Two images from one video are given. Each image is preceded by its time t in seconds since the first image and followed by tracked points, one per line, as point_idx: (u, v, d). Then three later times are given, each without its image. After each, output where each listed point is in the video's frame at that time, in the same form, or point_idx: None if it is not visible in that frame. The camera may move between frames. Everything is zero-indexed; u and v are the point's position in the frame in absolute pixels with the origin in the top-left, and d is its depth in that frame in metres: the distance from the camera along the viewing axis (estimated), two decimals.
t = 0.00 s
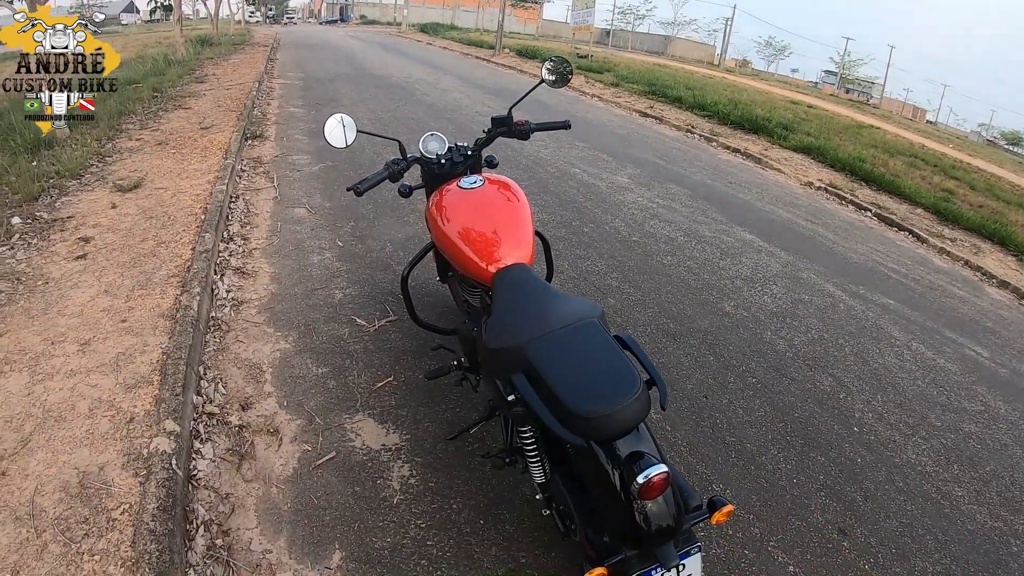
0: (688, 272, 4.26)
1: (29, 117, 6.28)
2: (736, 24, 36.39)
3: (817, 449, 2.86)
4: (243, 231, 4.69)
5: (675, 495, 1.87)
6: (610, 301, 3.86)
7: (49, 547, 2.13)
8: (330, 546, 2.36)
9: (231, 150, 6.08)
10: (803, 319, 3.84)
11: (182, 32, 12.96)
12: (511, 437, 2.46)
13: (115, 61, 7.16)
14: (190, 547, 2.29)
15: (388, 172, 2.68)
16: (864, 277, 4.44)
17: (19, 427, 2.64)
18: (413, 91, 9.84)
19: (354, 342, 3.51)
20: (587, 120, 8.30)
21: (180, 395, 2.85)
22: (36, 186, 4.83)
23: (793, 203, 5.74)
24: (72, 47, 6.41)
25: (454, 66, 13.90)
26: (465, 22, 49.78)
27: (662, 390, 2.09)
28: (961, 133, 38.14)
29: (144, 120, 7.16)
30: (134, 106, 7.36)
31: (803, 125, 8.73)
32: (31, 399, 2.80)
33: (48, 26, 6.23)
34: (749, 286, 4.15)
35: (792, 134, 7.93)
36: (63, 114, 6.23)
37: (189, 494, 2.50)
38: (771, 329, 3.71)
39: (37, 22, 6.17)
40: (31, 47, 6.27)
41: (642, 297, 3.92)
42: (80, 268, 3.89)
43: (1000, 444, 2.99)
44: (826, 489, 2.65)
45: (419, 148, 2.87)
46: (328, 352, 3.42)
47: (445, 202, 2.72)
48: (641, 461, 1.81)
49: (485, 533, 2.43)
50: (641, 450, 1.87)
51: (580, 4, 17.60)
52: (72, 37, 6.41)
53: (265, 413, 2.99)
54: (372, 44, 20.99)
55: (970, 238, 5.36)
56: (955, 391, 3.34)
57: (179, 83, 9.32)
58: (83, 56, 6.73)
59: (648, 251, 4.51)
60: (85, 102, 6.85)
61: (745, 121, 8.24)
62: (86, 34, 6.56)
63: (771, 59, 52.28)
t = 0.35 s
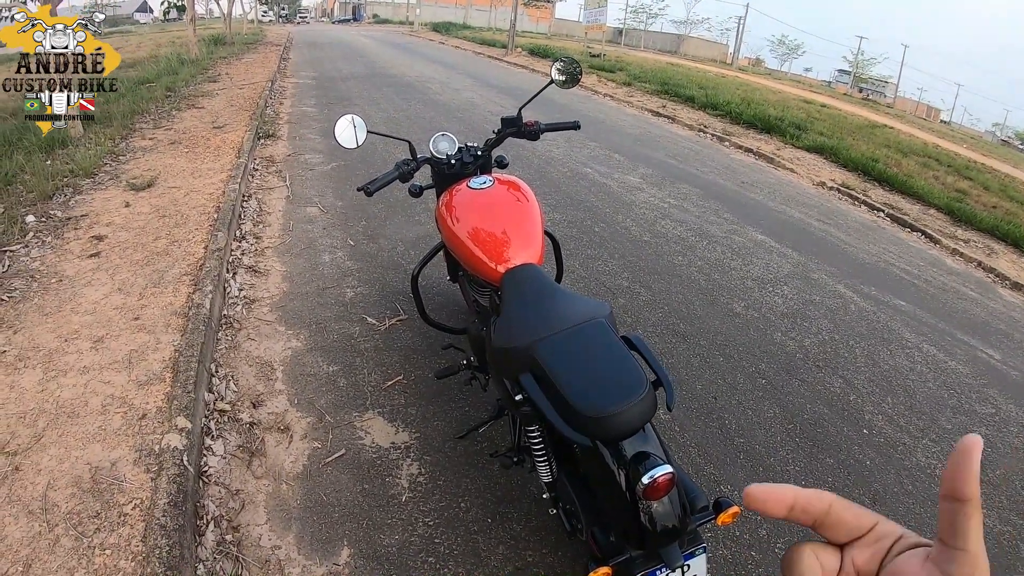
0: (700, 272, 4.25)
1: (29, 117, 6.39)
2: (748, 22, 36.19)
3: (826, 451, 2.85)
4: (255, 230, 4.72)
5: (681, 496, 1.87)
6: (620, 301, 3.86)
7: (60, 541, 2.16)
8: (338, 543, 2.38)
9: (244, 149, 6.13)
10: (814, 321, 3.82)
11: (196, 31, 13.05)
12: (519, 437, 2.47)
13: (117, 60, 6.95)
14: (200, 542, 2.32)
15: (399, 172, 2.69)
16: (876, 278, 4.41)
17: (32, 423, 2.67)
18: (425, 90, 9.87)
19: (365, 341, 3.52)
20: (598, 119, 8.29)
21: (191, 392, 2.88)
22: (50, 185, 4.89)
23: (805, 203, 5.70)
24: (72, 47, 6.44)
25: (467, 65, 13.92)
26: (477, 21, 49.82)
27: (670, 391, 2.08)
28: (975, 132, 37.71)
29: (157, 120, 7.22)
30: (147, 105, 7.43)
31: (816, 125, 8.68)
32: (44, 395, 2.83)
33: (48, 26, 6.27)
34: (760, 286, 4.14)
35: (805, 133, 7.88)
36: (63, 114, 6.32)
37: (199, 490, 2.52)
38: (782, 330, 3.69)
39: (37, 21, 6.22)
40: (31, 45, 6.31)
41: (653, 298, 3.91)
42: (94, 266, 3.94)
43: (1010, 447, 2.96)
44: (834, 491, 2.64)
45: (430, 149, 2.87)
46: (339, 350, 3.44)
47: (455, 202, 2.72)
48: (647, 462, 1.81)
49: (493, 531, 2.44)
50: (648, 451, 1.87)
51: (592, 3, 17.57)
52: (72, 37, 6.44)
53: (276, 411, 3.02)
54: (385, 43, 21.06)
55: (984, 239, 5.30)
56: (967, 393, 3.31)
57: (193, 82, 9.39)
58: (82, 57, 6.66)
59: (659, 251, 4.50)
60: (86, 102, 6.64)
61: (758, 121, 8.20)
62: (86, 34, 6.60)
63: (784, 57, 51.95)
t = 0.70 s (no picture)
0: (710, 275, 4.25)
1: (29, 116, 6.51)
2: (757, 25, 36.10)
3: (836, 455, 2.84)
4: (266, 230, 4.75)
5: (692, 497, 1.88)
6: (630, 303, 3.86)
7: (71, 537, 2.18)
8: (348, 542, 2.39)
9: (255, 150, 6.16)
10: (824, 324, 3.81)
11: (207, 32, 13.14)
12: (529, 438, 2.47)
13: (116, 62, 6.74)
14: (210, 540, 2.33)
15: (411, 173, 2.70)
16: (886, 282, 4.40)
17: (44, 419, 2.70)
18: (435, 92, 9.90)
19: (375, 341, 3.54)
20: (608, 122, 8.30)
21: (202, 390, 2.90)
22: (62, 184, 4.93)
23: (814, 207, 5.69)
24: (72, 47, 6.40)
25: (477, 67, 13.96)
26: (486, 24, 49.97)
27: (681, 392, 2.09)
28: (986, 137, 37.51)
29: (168, 120, 7.27)
30: (159, 106, 7.48)
31: (825, 128, 8.66)
32: (56, 392, 2.86)
33: (48, 26, 6.30)
34: (770, 289, 4.14)
35: (814, 137, 7.87)
36: (63, 114, 6.43)
37: (210, 488, 2.54)
38: (792, 334, 3.69)
39: (37, 22, 6.26)
40: (31, 46, 6.34)
41: (663, 300, 3.91)
42: (106, 265, 3.97)
43: (1020, 453, 2.95)
44: (843, 495, 2.63)
45: (442, 150, 2.89)
46: (350, 350, 3.45)
47: (467, 203, 2.73)
48: (658, 463, 1.82)
49: (503, 532, 2.44)
50: (659, 452, 1.87)
51: (602, 6, 17.59)
52: (72, 37, 6.37)
53: (287, 410, 3.03)
54: (395, 45, 21.13)
55: (994, 243, 5.28)
56: (978, 398, 3.30)
57: (204, 83, 9.45)
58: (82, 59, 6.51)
59: (670, 254, 4.50)
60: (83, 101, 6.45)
61: (768, 124, 8.18)
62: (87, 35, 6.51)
63: (794, 60, 51.84)
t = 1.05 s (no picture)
0: (714, 279, 4.26)
1: (28, 116, 6.62)
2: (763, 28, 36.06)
3: (838, 459, 2.85)
4: (272, 231, 4.77)
5: (693, 500, 1.88)
6: (634, 307, 3.87)
7: (76, 534, 2.20)
8: (351, 542, 2.40)
9: (261, 151, 6.19)
10: (828, 329, 3.82)
11: (214, 33, 13.20)
12: (533, 440, 2.48)
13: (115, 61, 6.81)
14: (214, 539, 2.35)
15: (417, 176, 2.71)
16: (891, 287, 4.40)
17: (49, 417, 2.72)
18: (441, 94, 9.93)
19: (380, 342, 3.55)
20: (613, 125, 8.31)
21: (207, 389, 2.92)
22: (69, 184, 4.96)
23: (819, 211, 5.69)
24: (72, 47, 6.54)
25: (483, 69, 13.99)
26: (492, 25, 50.04)
27: (683, 396, 2.09)
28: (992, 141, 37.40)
29: (175, 120, 7.31)
30: (166, 106, 7.52)
31: (831, 132, 8.66)
32: (62, 390, 2.88)
33: (48, 26, 6.33)
34: (774, 294, 4.14)
35: (820, 141, 7.87)
36: (62, 114, 6.44)
37: (214, 487, 2.56)
38: (795, 338, 3.69)
39: (38, 22, 6.25)
40: (31, 45, 6.37)
41: (667, 304, 3.92)
42: (112, 264, 4.00)
43: None
44: (845, 500, 2.63)
45: (448, 153, 2.90)
46: (354, 352, 3.47)
47: (472, 207, 2.75)
48: (660, 466, 1.82)
49: (505, 534, 2.45)
50: (661, 455, 1.88)
51: (608, 9, 17.61)
52: (72, 37, 6.49)
53: (291, 410, 3.05)
54: (402, 47, 21.19)
55: (999, 248, 5.27)
56: (981, 404, 3.30)
57: (211, 83, 9.49)
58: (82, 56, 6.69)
59: (674, 258, 4.51)
60: (83, 102, 6.37)
61: (773, 128, 8.17)
62: (86, 35, 6.64)
63: (800, 63, 51.72)
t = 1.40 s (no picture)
0: (719, 275, 4.24)
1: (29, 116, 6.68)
2: (769, 24, 35.91)
3: (842, 455, 2.83)
4: (276, 229, 4.78)
5: (695, 495, 1.88)
6: (638, 303, 3.86)
7: (80, 530, 2.21)
8: (354, 538, 2.41)
9: (266, 149, 6.20)
10: (833, 325, 3.80)
11: (219, 32, 13.23)
12: (536, 435, 2.48)
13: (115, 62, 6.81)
14: (218, 534, 2.36)
15: (420, 171, 2.70)
16: (897, 283, 4.37)
17: (54, 414, 2.73)
18: (445, 91, 9.92)
19: (384, 339, 3.56)
20: (617, 122, 8.29)
21: (211, 386, 2.92)
22: (74, 183, 4.98)
23: (824, 207, 5.67)
24: (72, 47, 6.46)
25: (488, 67, 13.98)
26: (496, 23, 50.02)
27: (686, 390, 2.09)
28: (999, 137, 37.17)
29: (180, 119, 7.33)
30: (170, 105, 7.54)
31: (837, 128, 8.62)
32: (67, 387, 2.90)
33: (48, 26, 6.33)
34: (778, 289, 4.13)
35: (826, 137, 7.83)
36: (63, 114, 6.46)
37: (218, 483, 2.57)
38: (800, 334, 3.67)
39: (37, 22, 6.26)
40: (32, 45, 6.37)
41: (671, 300, 3.91)
42: (117, 262, 4.01)
43: None
44: (850, 496, 2.62)
45: (450, 149, 2.90)
46: (358, 348, 3.47)
47: (475, 202, 2.74)
48: (661, 460, 1.82)
49: (508, 529, 2.45)
50: (663, 449, 1.88)
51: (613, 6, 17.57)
52: (72, 37, 6.41)
53: (295, 407, 3.05)
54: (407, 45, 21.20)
55: (1006, 244, 5.23)
56: (987, 400, 3.28)
57: (215, 82, 9.51)
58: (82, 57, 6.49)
59: (679, 253, 4.50)
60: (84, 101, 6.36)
61: (779, 124, 8.14)
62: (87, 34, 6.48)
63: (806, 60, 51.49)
